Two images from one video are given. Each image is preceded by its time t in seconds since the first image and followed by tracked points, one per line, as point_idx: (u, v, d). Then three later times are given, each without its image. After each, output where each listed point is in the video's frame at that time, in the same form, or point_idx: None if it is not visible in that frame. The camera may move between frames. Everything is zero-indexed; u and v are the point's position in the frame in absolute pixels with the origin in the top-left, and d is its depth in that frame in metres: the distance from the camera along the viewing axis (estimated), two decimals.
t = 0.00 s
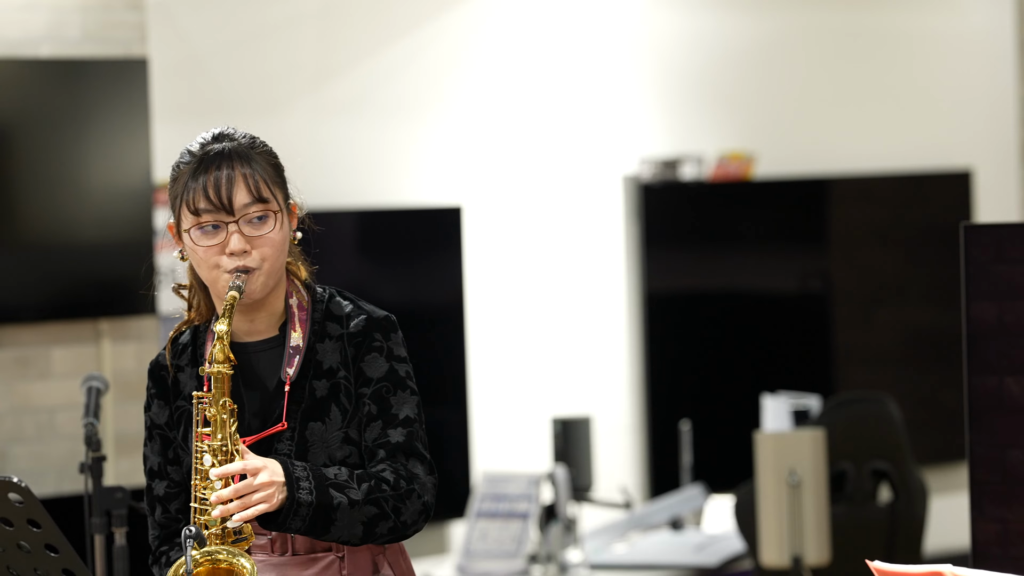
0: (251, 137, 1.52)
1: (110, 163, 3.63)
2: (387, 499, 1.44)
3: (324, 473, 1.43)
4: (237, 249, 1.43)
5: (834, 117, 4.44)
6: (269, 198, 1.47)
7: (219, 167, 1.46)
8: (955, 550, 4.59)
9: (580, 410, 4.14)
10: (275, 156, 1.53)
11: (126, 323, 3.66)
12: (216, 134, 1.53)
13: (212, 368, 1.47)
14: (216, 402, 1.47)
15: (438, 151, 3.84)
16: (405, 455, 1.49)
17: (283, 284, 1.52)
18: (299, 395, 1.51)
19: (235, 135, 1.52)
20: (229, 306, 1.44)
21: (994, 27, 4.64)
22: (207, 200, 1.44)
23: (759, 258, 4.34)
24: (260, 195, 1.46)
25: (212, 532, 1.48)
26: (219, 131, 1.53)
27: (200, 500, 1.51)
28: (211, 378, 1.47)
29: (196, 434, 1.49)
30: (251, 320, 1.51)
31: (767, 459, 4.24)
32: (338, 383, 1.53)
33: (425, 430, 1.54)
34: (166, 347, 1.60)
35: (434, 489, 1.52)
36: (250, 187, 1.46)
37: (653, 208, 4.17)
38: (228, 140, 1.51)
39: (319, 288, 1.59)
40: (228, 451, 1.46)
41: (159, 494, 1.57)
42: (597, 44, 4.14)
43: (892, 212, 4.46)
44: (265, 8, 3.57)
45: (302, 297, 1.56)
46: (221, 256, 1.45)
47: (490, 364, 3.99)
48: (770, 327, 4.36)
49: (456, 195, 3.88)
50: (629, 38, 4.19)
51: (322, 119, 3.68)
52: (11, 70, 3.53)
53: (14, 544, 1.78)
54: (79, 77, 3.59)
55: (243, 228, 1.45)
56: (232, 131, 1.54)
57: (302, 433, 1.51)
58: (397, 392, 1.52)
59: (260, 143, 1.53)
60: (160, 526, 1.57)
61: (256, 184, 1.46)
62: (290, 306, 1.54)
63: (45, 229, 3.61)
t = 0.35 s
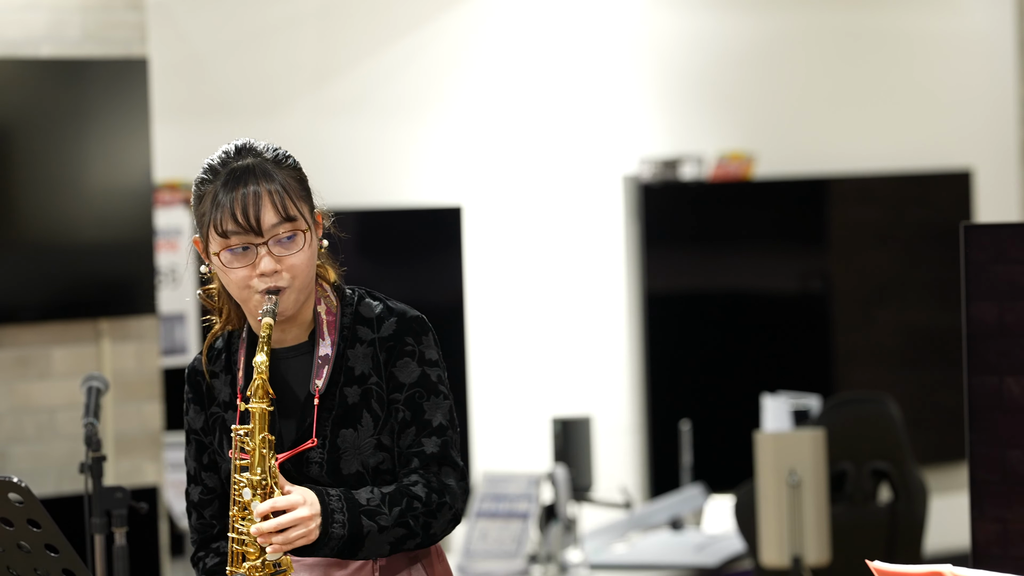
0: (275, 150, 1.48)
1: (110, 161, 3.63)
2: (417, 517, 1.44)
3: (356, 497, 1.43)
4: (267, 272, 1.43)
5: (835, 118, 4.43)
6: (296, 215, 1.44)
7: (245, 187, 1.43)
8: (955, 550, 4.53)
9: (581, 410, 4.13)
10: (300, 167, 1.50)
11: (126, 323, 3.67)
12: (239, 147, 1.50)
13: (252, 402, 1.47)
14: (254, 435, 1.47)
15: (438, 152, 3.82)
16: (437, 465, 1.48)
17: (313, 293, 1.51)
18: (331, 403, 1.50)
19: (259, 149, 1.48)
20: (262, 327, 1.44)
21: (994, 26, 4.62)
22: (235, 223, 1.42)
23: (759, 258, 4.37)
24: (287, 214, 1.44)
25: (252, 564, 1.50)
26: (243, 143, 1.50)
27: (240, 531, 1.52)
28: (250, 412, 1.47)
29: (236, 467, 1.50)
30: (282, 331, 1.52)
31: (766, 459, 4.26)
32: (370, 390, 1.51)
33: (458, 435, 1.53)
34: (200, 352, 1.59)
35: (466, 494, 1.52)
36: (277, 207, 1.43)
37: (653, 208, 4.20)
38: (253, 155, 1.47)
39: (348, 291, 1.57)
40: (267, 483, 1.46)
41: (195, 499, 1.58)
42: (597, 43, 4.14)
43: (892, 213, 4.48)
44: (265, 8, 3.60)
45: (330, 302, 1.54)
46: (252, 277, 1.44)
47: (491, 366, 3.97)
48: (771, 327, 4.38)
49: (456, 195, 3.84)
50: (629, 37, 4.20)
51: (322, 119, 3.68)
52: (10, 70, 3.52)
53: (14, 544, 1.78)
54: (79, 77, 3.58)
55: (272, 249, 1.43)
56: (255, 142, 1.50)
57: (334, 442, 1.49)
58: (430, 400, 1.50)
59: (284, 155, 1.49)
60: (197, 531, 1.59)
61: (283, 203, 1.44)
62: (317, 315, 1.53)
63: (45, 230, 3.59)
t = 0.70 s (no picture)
0: (300, 164, 1.48)
1: (110, 161, 3.63)
2: (457, 503, 1.43)
3: (391, 500, 1.41)
4: (292, 287, 1.42)
5: (835, 118, 4.42)
6: (321, 230, 1.44)
7: (270, 202, 1.43)
8: (956, 550, 4.53)
9: (581, 410, 4.02)
10: (326, 180, 1.49)
11: (125, 323, 3.67)
12: (264, 160, 1.49)
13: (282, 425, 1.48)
14: (284, 457, 1.48)
15: (438, 153, 3.73)
16: (471, 444, 1.46)
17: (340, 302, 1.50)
18: (359, 402, 1.49)
19: (284, 163, 1.48)
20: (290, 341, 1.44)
21: (995, 26, 4.60)
22: (260, 238, 1.42)
23: (757, 258, 4.41)
24: (312, 228, 1.43)
25: None
26: (268, 157, 1.50)
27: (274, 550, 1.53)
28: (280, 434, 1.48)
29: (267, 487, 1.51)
30: (309, 338, 1.51)
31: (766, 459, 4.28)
32: (394, 378, 1.50)
33: (490, 408, 1.50)
34: (230, 355, 1.59)
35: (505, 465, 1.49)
36: (302, 222, 1.43)
37: (654, 207, 4.24)
38: (278, 169, 1.47)
39: (369, 286, 1.56)
40: (300, 503, 1.48)
41: (233, 502, 1.61)
42: (597, 44, 4.13)
43: (891, 213, 4.50)
44: (264, 8, 3.63)
45: (354, 306, 1.53)
46: (277, 292, 1.44)
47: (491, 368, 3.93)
48: (771, 326, 4.41)
49: (456, 196, 3.71)
50: (629, 38, 4.20)
51: (321, 120, 3.68)
52: (10, 71, 3.52)
53: (14, 544, 1.78)
54: (78, 77, 3.59)
55: (297, 263, 1.43)
56: (281, 156, 1.50)
57: (364, 437, 1.48)
58: (455, 378, 1.48)
59: (310, 168, 1.49)
60: (237, 534, 1.61)
61: (308, 218, 1.43)
62: (343, 318, 1.52)
63: (44, 230, 3.59)
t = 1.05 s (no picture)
0: (324, 163, 1.47)
1: (110, 160, 3.63)
2: (463, 514, 1.42)
3: (398, 504, 1.41)
4: (309, 286, 1.42)
5: (835, 118, 4.41)
6: (341, 229, 1.43)
7: (290, 201, 1.43)
8: (955, 549, 4.53)
9: (581, 410, 4.03)
10: (350, 179, 1.48)
11: (126, 323, 3.67)
12: (290, 158, 1.49)
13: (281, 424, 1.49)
14: (286, 455, 1.50)
15: (438, 153, 3.72)
16: (483, 457, 1.45)
17: (365, 303, 1.49)
18: (383, 406, 1.49)
19: (308, 161, 1.47)
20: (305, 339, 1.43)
21: (995, 27, 4.60)
22: (278, 236, 1.42)
23: (756, 257, 4.41)
24: (332, 228, 1.42)
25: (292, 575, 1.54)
26: (294, 155, 1.49)
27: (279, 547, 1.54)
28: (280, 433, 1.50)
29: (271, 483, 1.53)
30: (336, 339, 1.50)
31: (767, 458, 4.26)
32: (419, 385, 1.50)
33: (510, 423, 1.49)
34: (258, 352, 1.59)
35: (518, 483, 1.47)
36: (321, 221, 1.42)
37: (653, 207, 4.24)
38: (301, 168, 1.46)
39: (400, 290, 1.56)
40: (301, 502, 1.50)
41: (260, 498, 1.60)
42: (597, 44, 4.13)
43: (892, 213, 4.50)
44: (265, 8, 3.64)
45: (383, 309, 1.54)
46: (296, 291, 1.43)
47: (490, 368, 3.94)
48: (771, 326, 4.42)
49: (456, 195, 3.71)
50: (629, 38, 4.20)
51: (319, 119, 3.68)
52: (11, 70, 3.52)
53: (14, 544, 1.78)
54: (79, 77, 3.58)
55: (315, 262, 1.42)
56: (307, 154, 1.49)
57: (386, 442, 1.48)
58: (475, 390, 1.47)
59: (335, 167, 1.48)
60: (262, 530, 1.60)
61: (327, 218, 1.42)
62: (372, 323, 1.52)
63: (45, 230, 3.59)
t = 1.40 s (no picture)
0: (365, 151, 1.50)
1: (111, 160, 3.64)
2: (490, 505, 1.42)
3: (427, 489, 1.42)
4: (348, 271, 1.44)
5: (836, 118, 4.41)
6: (382, 217, 1.46)
7: (334, 185, 1.45)
8: (955, 550, 4.53)
9: (580, 411, 3.97)
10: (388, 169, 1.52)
11: (125, 323, 3.67)
12: (329, 144, 1.51)
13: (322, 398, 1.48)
14: (324, 430, 1.47)
15: (439, 154, 3.71)
16: (506, 454, 1.46)
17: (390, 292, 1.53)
18: (397, 399, 1.49)
19: (349, 148, 1.50)
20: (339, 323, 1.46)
21: (994, 27, 4.60)
22: (321, 219, 1.44)
23: (756, 257, 4.41)
24: (374, 215, 1.45)
25: (315, 560, 1.49)
26: (333, 141, 1.52)
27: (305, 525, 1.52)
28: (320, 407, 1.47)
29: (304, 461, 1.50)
30: (354, 326, 1.53)
31: (766, 456, 4.34)
32: (434, 382, 1.50)
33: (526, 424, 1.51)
34: (269, 344, 1.60)
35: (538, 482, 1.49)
36: (364, 207, 1.45)
37: (653, 208, 4.24)
38: (343, 154, 1.49)
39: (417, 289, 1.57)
40: (334, 480, 1.46)
41: (260, 490, 1.59)
42: (597, 45, 4.12)
43: (892, 213, 4.51)
44: (265, 9, 3.64)
45: (402, 303, 1.55)
46: (332, 274, 1.46)
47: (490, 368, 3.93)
48: (771, 326, 4.41)
49: (456, 196, 3.69)
50: (630, 39, 4.19)
51: (320, 119, 3.68)
52: (11, 71, 3.52)
53: (14, 544, 1.77)
54: (79, 77, 3.60)
55: (355, 247, 1.45)
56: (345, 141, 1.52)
57: (398, 436, 1.48)
58: (497, 389, 1.48)
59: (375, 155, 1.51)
60: (261, 522, 1.60)
61: (370, 204, 1.45)
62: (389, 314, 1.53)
63: (45, 230, 3.60)
